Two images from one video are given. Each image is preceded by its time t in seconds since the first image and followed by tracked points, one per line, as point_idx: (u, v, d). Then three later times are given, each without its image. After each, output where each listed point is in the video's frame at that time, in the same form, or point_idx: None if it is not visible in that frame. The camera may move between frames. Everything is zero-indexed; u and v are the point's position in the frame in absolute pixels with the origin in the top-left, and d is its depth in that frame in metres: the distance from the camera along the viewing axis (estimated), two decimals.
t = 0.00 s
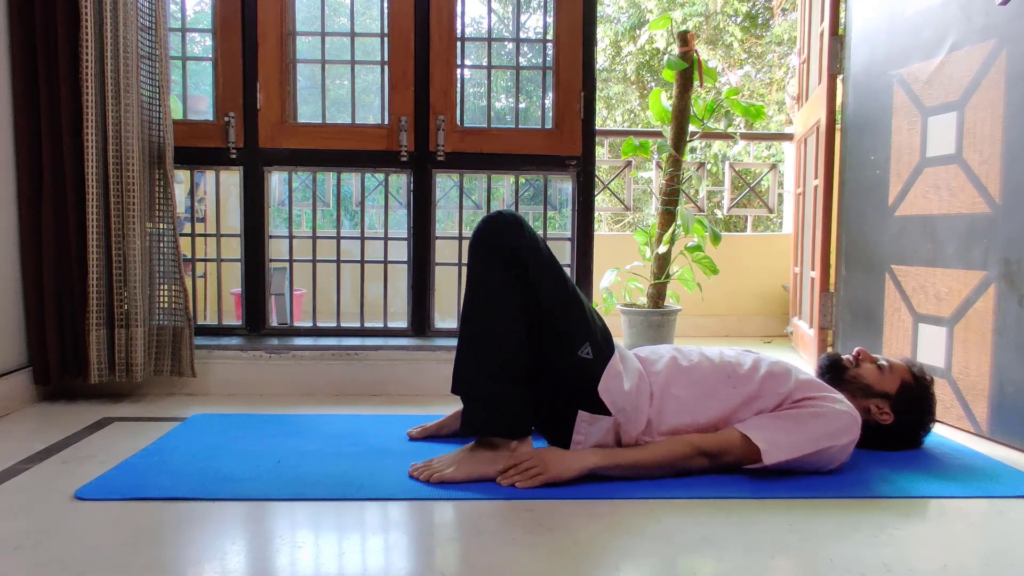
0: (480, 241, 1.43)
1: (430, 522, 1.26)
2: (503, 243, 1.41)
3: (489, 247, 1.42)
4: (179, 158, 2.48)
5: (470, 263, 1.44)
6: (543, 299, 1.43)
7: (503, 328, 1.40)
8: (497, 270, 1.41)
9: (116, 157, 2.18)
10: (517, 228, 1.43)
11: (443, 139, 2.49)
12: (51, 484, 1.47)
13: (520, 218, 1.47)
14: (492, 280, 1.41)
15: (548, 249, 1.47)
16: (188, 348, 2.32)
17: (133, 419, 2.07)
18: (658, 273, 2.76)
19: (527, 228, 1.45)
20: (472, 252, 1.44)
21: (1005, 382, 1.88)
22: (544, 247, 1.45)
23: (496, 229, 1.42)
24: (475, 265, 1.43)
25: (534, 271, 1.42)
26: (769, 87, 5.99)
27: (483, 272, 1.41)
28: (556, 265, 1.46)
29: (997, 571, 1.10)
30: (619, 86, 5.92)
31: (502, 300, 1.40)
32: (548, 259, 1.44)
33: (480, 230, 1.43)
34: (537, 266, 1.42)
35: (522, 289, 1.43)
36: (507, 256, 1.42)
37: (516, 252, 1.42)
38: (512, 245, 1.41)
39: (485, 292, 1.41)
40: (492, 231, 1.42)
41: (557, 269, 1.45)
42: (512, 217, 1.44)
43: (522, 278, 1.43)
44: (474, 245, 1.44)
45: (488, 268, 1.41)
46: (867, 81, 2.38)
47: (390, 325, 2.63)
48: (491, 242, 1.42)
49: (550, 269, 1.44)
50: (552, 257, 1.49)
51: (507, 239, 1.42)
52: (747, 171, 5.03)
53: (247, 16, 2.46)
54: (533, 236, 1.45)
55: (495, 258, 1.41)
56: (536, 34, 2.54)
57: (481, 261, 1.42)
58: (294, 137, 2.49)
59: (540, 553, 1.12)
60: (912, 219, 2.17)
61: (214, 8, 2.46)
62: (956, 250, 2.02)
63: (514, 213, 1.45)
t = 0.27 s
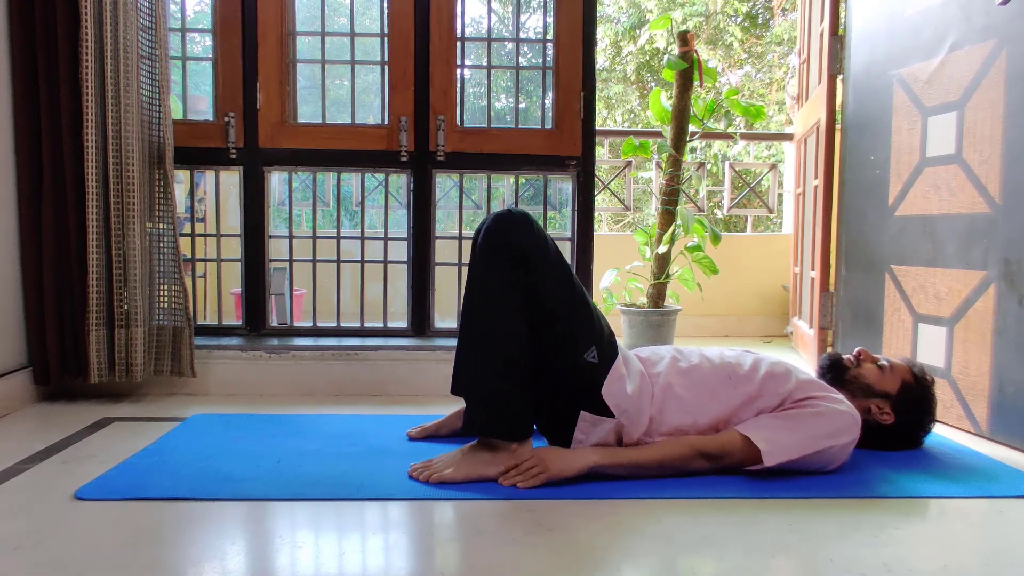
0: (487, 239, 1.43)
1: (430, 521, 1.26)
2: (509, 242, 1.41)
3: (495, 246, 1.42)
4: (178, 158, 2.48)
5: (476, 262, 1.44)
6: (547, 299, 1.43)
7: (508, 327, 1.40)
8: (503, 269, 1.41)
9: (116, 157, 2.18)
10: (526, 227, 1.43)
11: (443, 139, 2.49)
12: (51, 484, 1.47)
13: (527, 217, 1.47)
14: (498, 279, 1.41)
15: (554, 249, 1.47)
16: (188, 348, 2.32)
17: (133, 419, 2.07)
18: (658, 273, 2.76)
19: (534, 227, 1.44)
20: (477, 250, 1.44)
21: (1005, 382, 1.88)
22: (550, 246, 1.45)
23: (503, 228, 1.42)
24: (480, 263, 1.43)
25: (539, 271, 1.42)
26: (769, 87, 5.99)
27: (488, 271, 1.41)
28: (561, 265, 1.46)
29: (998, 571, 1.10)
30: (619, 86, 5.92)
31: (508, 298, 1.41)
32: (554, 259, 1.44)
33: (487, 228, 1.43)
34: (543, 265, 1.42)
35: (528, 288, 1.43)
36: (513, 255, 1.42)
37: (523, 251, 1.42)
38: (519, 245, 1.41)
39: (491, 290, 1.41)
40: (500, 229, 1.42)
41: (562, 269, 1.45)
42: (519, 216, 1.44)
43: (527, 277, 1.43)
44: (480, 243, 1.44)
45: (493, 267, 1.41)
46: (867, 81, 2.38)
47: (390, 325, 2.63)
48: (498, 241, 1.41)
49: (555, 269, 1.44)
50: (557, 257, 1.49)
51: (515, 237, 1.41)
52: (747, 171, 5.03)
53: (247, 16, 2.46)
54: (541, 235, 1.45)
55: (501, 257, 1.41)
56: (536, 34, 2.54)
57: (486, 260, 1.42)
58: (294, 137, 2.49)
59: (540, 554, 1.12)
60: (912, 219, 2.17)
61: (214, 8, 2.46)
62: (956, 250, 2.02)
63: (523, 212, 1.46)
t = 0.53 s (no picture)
0: (482, 240, 1.42)
1: (430, 522, 1.26)
2: (505, 243, 1.41)
3: (491, 247, 1.41)
4: (178, 158, 2.48)
5: (471, 263, 1.43)
6: (544, 300, 1.43)
7: (506, 328, 1.40)
8: (499, 271, 1.41)
9: (115, 156, 2.18)
10: (521, 228, 1.42)
11: (443, 139, 2.49)
12: (51, 484, 1.47)
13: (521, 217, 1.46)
14: (494, 280, 1.40)
15: (549, 249, 1.47)
16: (188, 347, 2.32)
17: (133, 419, 2.07)
18: (658, 273, 2.76)
19: (529, 227, 1.44)
20: (472, 251, 1.43)
21: (1005, 382, 1.88)
22: (546, 247, 1.45)
23: (499, 229, 1.41)
24: (476, 265, 1.42)
25: (535, 271, 1.42)
26: (769, 87, 5.98)
27: (484, 272, 1.41)
28: (557, 265, 1.46)
29: (997, 571, 1.10)
30: (619, 86, 5.92)
31: (504, 300, 1.40)
32: (550, 260, 1.44)
33: (482, 229, 1.42)
34: (539, 266, 1.42)
35: (524, 289, 1.43)
36: (509, 256, 1.41)
37: (519, 252, 1.41)
38: (515, 246, 1.41)
39: (488, 290, 1.40)
40: (495, 229, 1.41)
41: (558, 269, 1.45)
42: (514, 217, 1.43)
43: (524, 278, 1.43)
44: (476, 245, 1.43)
45: (489, 268, 1.41)
46: (866, 81, 2.38)
47: (390, 325, 2.63)
48: (493, 242, 1.41)
49: (552, 269, 1.44)
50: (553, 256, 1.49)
51: (511, 238, 1.41)
52: (747, 171, 5.03)
53: (247, 16, 2.46)
54: (537, 236, 1.45)
55: (497, 258, 1.41)
56: (536, 34, 2.54)
57: (482, 261, 1.41)
58: (294, 137, 2.49)
59: (540, 554, 1.12)
60: (912, 219, 2.18)
61: (214, 8, 2.46)
62: (956, 250, 2.02)
63: (517, 212, 1.45)
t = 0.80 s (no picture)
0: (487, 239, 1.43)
1: (431, 522, 1.26)
2: (510, 242, 1.41)
3: (496, 246, 1.42)
4: (178, 158, 2.48)
5: (476, 261, 1.44)
6: (547, 299, 1.43)
7: (509, 327, 1.40)
8: (503, 270, 1.41)
9: (115, 156, 2.18)
10: (526, 227, 1.42)
11: (443, 139, 2.49)
12: (51, 484, 1.47)
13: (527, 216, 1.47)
14: (497, 279, 1.41)
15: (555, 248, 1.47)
16: (188, 347, 2.32)
17: (133, 419, 2.07)
18: (658, 273, 2.76)
19: (535, 227, 1.44)
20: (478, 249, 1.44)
21: (1005, 382, 1.88)
22: (551, 246, 1.45)
23: (504, 228, 1.42)
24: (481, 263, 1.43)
25: (539, 271, 1.42)
26: (769, 87, 5.98)
27: (488, 272, 1.41)
28: (562, 264, 1.46)
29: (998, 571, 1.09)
30: (619, 86, 5.92)
31: (507, 299, 1.41)
32: (555, 259, 1.44)
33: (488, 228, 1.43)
34: (543, 266, 1.42)
35: (527, 289, 1.44)
36: (514, 256, 1.42)
37: (523, 251, 1.41)
38: (519, 245, 1.41)
39: (491, 289, 1.41)
40: (500, 229, 1.42)
41: (563, 269, 1.45)
42: (520, 216, 1.43)
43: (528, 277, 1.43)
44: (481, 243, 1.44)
45: (493, 267, 1.41)
46: (867, 81, 2.38)
47: (390, 325, 2.63)
48: (498, 241, 1.41)
49: (556, 269, 1.44)
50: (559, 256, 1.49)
51: (515, 237, 1.41)
52: (747, 171, 5.03)
53: (247, 17, 2.46)
54: (542, 236, 1.45)
55: (501, 257, 1.41)
56: (536, 34, 2.54)
57: (487, 260, 1.42)
58: (294, 137, 2.49)
59: (540, 554, 1.12)
60: (912, 219, 2.18)
61: (214, 8, 2.46)
62: (956, 250, 2.02)
63: (523, 211, 1.45)
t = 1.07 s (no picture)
0: (483, 240, 1.43)
1: (431, 522, 1.26)
2: (507, 243, 1.41)
3: (492, 247, 1.42)
4: (178, 158, 2.48)
5: (473, 262, 1.44)
6: (545, 300, 1.43)
7: (506, 328, 1.40)
8: (500, 271, 1.41)
9: (115, 156, 2.18)
10: (523, 228, 1.43)
11: (442, 139, 2.49)
12: (51, 484, 1.47)
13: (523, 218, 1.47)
14: (494, 280, 1.41)
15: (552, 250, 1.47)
16: (188, 347, 2.31)
17: (133, 419, 2.07)
18: (658, 273, 2.76)
19: (531, 228, 1.45)
20: (474, 251, 1.44)
21: (1004, 382, 1.88)
22: (547, 247, 1.45)
23: (500, 229, 1.42)
24: (477, 264, 1.43)
25: (536, 272, 1.42)
26: (769, 87, 5.98)
27: (485, 272, 1.41)
28: (558, 265, 1.46)
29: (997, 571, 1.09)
30: (619, 86, 5.91)
31: (505, 299, 1.40)
32: (551, 260, 1.44)
33: (485, 229, 1.43)
34: (540, 266, 1.42)
35: (526, 289, 1.43)
36: (511, 257, 1.42)
37: (520, 253, 1.41)
38: (516, 246, 1.41)
39: (488, 290, 1.41)
40: (497, 229, 1.42)
41: (560, 270, 1.45)
42: (516, 217, 1.44)
43: (525, 278, 1.43)
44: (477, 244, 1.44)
45: (490, 268, 1.41)
46: (867, 81, 2.38)
47: (390, 325, 2.63)
48: (494, 242, 1.41)
49: (553, 270, 1.44)
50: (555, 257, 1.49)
51: (512, 238, 1.42)
52: (747, 171, 5.03)
53: (246, 17, 2.46)
54: (539, 237, 1.45)
55: (498, 258, 1.41)
56: (536, 34, 2.54)
57: (484, 261, 1.42)
58: (294, 137, 2.49)
59: (540, 553, 1.12)
60: (911, 219, 2.18)
61: (214, 8, 2.46)
62: (956, 250, 2.02)
63: (520, 212, 1.46)
